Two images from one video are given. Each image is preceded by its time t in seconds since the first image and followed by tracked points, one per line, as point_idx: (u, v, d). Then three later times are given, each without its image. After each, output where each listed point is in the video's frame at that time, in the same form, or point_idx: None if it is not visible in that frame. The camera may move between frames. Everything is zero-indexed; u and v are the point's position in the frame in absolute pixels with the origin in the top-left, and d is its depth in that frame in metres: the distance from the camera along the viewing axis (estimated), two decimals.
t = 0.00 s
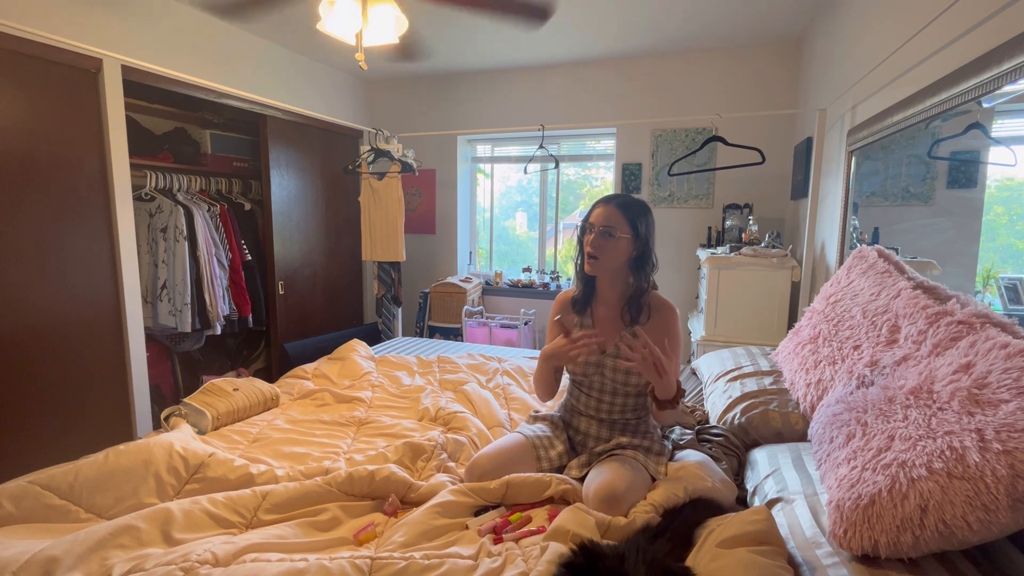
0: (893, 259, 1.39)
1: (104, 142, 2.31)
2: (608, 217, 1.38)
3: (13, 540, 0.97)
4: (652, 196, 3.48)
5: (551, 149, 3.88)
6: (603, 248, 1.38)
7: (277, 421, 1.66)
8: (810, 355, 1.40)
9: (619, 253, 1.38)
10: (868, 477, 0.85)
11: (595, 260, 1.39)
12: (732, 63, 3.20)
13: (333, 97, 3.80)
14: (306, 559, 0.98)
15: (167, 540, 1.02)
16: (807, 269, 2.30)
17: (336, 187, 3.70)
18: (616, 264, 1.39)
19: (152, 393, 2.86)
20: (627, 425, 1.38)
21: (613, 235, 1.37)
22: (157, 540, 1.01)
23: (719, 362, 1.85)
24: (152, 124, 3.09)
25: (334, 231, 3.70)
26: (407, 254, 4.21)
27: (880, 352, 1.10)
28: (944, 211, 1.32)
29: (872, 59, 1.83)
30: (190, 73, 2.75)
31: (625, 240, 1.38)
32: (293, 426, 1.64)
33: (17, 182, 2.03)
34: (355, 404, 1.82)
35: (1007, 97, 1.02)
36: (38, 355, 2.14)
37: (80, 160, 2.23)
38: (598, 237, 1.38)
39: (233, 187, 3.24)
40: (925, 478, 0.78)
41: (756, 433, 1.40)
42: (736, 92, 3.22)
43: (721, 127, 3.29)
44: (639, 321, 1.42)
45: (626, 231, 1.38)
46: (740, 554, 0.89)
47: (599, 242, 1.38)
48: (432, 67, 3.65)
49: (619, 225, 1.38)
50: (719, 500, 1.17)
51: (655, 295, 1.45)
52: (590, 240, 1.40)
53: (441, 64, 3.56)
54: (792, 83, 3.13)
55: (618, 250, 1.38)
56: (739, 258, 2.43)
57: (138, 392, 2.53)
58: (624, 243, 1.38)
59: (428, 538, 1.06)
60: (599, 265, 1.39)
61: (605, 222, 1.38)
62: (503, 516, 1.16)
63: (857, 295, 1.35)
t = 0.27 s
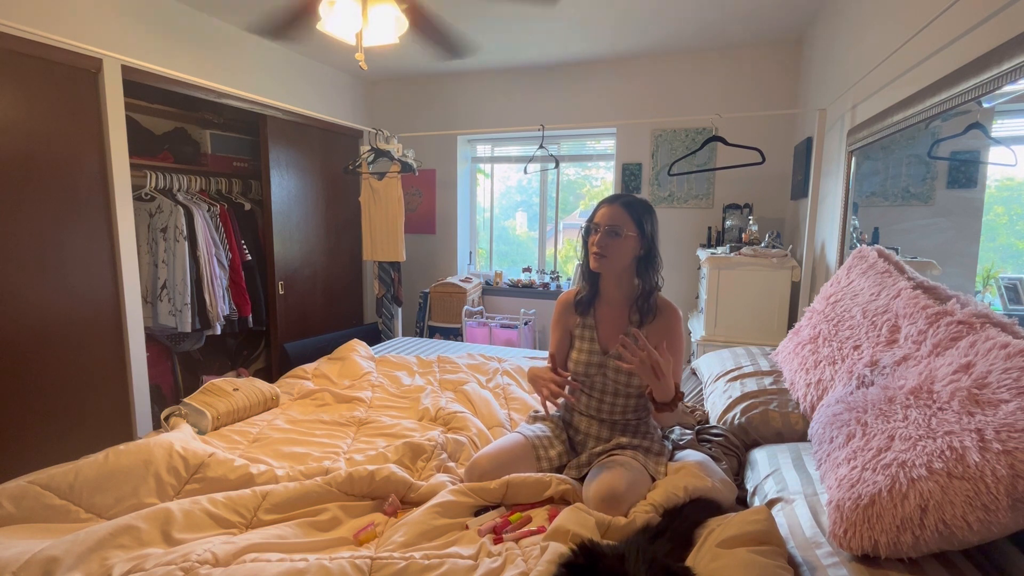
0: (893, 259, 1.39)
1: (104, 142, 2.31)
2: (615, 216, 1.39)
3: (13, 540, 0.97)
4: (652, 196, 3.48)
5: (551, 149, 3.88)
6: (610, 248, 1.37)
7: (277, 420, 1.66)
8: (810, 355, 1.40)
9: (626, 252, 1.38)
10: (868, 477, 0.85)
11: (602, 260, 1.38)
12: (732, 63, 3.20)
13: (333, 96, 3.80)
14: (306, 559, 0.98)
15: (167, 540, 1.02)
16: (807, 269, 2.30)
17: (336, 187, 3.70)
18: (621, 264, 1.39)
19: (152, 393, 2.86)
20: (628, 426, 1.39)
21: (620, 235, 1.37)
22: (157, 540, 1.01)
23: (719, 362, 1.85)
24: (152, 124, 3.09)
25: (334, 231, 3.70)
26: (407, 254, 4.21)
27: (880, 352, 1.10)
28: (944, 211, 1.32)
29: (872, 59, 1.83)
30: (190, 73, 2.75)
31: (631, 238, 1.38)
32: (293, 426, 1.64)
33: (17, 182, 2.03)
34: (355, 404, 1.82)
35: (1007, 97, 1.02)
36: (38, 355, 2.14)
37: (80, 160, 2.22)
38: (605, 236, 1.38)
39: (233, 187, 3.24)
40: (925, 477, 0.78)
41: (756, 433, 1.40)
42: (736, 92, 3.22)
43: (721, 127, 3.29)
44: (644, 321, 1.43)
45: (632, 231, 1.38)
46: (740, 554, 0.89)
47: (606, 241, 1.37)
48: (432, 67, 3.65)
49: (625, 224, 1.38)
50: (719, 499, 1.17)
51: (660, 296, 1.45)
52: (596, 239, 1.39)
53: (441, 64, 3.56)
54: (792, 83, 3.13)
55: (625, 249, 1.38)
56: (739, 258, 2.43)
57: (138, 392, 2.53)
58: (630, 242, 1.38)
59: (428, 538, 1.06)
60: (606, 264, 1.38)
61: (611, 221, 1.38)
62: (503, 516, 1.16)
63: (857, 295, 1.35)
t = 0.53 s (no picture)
0: (893, 259, 1.39)
1: (104, 142, 2.31)
2: (613, 213, 1.39)
3: (13, 540, 0.97)
4: (652, 196, 3.48)
5: (551, 149, 3.88)
6: (609, 245, 1.38)
7: (277, 420, 1.66)
8: (810, 355, 1.40)
9: (625, 249, 1.38)
10: (868, 477, 0.85)
11: (602, 258, 1.38)
12: (732, 63, 3.20)
13: (333, 96, 3.80)
14: (306, 559, 0.98)
15: (167, 539, 1.02)
16: (807, 269, 2.30)
17: (336, 187, 3.70)
18: (620, 262, 1.39)
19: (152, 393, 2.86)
20: (628, 426, 1.39)
21: (618, 232, 1.37)
22: (157, 540, 1.01)
23: (719, 362, 1.85)
24: (152, 124, 3.09)
25: (334, 231, 3.70)
26: (407, 254, 4.21)
27: (880, 352, 1.10)
28: (945, 211, 1.32)
29: (872, 59, 1.83)
30: (190, 73, 2.75)
31: (630, 235, 1.39)
32: (293, 426, 1.64)
33: (17, 182, 2.03)
34: (355, 404, 1.82)
35: (1007, 97, 1.02)
36: (38, 355, 2.14)
37: (80, 160, 2.22)
38: (603, 233, 1.38)
39: (233, 187, 3.24)
40: (925, 477, 0.78)
41: (756, 433, 1.40)
42: (736, 92, 3.22)
43: (722, 127, 3.29)
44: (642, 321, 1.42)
45: (630, 227, 1.39)
46: (740, 554, 0.89)
47: (605, 239, 1.38)
48: (432, 67, 3.65)
49: (624, 222, 1.38)
50: (719, 499, 1.17)
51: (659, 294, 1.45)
52: (595, 237, 1.39)
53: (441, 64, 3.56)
54: (792, 83, 3.13)
55: (623, 247, 1.38)
56: (739, 258, 2.43)
57: (138, 391, 2.53)
58: (629, 239, 1.39)
59: (428, 539, 1.06)
60: (606, 262, 1.38)
61: (609, 219, 1.38)
62: (503, 516, 1.16)
63: (857, 295, 1.35)
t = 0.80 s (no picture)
0: (893, 259, 1.39)
1: (104, 142, 2.31)
2: (612, 210, 1.39)
3: (12, 540, 0.97)
4: (652, 196, 3.48)
5: (551, 149, 3.88)
6: (608, 243, 1.37)
7: (277, 421, 1.66)
8: (810, 355, 1.40)
9: (623, 247, 1.38)
10: (868, 477, 0.85)
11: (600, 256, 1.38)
12: (732, 63, 3.20)
13: (333, 96, 3.80)
14: (306, 559, 0.98)
15: (167, 539, 1.02)
16: (807, 269, 2.30)
17: (336, 187, 3.70)
18: (619, 260, 1.39)
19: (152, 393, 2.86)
20: (627, 426, 1.39)
21: (617, 228, 1.37)
22: (157, 540, 1.01)
23: (719, 362, 1.85)
24: (152, 124, 3.09)
25: (334, 231, 3.70)
26: (407, 254, 4.21)
27: (880, 352, 1.10)
28: (944, 211, 1.32)
29: (872, 59, 1.83)
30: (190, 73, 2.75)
31: (629, 231, 1.38)
32: (293, 426, 1.64)
33: (17, 182, 2.03)
34: (355, 404, 1.82)
35: (1007, 97, 1.02)
36: (38, 355, 2.14)
37: (80, 160, 2.22)
38: (602, 230, 1.38)
39: (233, 187, 3.24)
40: (925, 478, 0.78)
41: (756, 433, 1.40)
42: (736, 92, 3.22)
43: (722, 126, 3.29)
44: (641, 320, 1.41)
45: (629, 223, 1.38)
46: (740, 553, 0.89)
47: (604, 236, 1.37)
48: (432, 67, 3.65)
49: (623, 219, 1.38)
50: (719, 499, 1.17)
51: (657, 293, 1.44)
52: (594, 234, 1.39)
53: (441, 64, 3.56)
54: (792, 83, 3.13)
55: (621, 244, 1.38)
56: (739, 258, 2.43)
57: (138, 391, 2.53)
58: (627, 236, 1.38)
59: (428, 538, 1.06)
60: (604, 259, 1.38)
61: (608, 216, 1.38)
62: (503, 516, 1.16)
63: (857, 295, 1.35)
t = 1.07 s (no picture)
0: (893, 259, 1.39)
1: (104, 142, 2.31)
2: (613, 211, 1.39)
3: (12, 540, 0.97)
4: (652, 196, 3.48)
5: (551, 149, 3.88)
6: (608, 243, 1.38)
7: (277, 421, 1.66)
8: (810, 355, 1.40)
9: (623, 248, 1.38)
10: (868, 477, 0.85)
11: (601, 256, 1.38)
12: (732, 63, 3.21)
13: (333, 96, 3.80)
14: (306, 559, 0.98)
15: (167, 539, 1.02)
16: (807, 269, 2.30)
17: (336, 187, 3.70)
18: (619, 260, 1.39)
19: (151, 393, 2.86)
20: (628, 427, 1.39)
21: (617, 229, 1.38)
22: (157, 540, 1.01)
23: (719, 362, 1.85)
24: (152, 124, 3.09)
25: (334, 231, 3.70)
26: (407, 254, 4.21)
27: (880, 352, 1.10)
28: (944, 211, 1.32)
29: (872, 59, 1.83)
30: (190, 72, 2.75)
31: (629, 232, 1.39)
32: (293, 426, 1.64)
33: (17, 182, 2.03)
34: (355, 404, 1.82)
35: (1007, 97, 1.02)
36: (38, 355, 2.14)
37: (80, 160, 2.22)
38: (602, 231, 1.38)
39: (233, 187, 3.24)
40: (925, 478, 0.78)
41: (756, 434, 1.40)
42: (736, 92, 3.22)
43: (721, 127, 3.29)
44: (642, 322, 1.41)
45: (629, 224, 1.39)
46: (740, 554, 0.89)
47: (604, 236, 1.38)
48: (432, 67, 3.65)
49: (623, 219, 1.39)
50: (719, 499, 1.17)
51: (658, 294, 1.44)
52: (594, 235, 1.39)
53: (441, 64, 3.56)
54: (792, 83, 3.13)
55: (621, 244, 1.38)
56: (739, 258, 2.43)
57: (138, 391, 2.53)
58: (628, 237, 1.39)
59: (428, 538, 1.06)
60: (604, 259, 1.38)
61: (609, 216, 1.39)
62: (503, 516, 1.16)
63: (857, 295, 1.35)
